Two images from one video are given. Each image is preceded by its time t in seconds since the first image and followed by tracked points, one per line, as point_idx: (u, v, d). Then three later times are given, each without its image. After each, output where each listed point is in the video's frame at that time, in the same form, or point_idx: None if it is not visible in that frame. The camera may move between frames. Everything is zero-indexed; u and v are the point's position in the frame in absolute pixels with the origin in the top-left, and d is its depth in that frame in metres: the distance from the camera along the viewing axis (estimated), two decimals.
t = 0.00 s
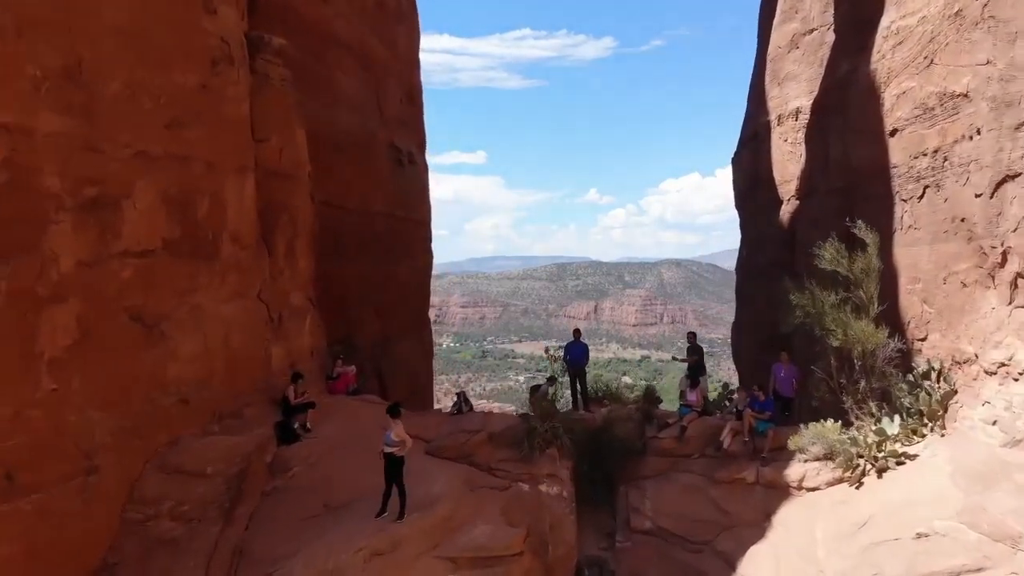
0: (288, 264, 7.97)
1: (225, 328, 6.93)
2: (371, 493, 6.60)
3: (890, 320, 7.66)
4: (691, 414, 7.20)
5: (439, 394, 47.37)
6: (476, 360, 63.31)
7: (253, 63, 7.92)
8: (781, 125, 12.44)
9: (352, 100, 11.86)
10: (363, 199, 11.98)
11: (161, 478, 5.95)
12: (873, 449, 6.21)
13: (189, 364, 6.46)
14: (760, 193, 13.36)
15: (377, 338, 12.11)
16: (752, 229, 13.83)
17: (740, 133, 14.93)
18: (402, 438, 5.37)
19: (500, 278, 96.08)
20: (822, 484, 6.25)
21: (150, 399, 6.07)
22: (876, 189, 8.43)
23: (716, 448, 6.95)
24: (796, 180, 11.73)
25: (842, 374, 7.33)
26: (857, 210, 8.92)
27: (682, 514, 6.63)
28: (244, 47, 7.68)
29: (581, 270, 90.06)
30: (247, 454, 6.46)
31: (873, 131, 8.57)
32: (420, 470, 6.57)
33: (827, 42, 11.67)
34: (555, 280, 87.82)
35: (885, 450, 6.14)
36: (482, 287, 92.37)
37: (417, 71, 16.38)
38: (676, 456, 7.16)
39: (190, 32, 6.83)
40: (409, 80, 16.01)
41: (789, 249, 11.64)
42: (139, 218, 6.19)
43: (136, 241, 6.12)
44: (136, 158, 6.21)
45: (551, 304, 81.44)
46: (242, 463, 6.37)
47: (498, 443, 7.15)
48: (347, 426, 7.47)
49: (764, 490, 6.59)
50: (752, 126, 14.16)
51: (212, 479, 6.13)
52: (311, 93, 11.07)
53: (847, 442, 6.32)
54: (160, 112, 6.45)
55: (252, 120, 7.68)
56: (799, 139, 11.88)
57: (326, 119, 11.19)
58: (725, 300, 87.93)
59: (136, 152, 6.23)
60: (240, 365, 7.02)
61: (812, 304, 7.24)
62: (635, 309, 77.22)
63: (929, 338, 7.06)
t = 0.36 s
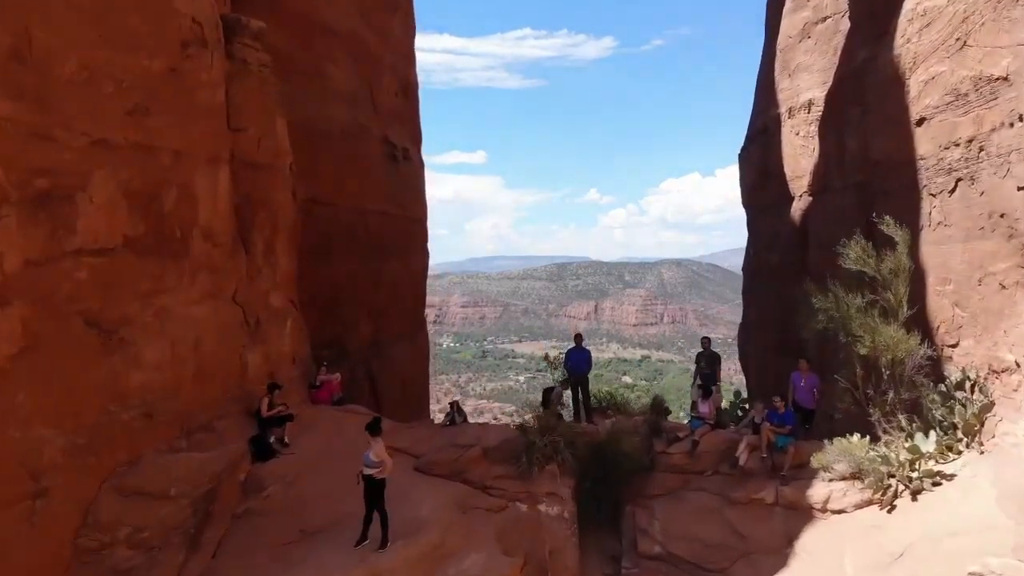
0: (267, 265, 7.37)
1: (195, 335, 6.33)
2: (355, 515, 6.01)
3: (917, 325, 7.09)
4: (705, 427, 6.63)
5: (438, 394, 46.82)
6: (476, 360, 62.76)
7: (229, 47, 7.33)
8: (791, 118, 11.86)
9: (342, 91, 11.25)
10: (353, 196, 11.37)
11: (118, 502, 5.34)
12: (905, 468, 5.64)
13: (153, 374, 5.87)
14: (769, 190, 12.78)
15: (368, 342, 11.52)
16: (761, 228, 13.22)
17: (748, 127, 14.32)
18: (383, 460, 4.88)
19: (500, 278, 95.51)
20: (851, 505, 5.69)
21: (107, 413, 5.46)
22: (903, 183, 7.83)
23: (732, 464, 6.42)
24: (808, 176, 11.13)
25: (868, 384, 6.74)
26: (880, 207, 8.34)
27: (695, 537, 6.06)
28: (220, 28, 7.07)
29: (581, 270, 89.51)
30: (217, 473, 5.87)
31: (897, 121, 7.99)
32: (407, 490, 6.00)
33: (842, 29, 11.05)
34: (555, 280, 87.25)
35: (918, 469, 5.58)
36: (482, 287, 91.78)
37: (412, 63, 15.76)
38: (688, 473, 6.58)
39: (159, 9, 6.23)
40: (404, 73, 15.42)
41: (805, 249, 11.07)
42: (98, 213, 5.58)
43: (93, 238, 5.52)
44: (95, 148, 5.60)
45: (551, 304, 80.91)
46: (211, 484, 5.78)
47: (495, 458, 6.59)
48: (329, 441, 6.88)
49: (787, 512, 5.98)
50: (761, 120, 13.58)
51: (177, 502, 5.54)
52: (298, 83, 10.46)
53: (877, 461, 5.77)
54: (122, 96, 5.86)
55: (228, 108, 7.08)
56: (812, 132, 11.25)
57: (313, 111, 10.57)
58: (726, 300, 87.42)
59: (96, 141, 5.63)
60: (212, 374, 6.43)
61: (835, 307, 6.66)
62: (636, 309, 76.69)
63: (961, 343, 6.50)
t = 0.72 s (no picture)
0: (241, 264, 6.71)
1: (156, 342, 5.67)
2: (331, 546, 5.38)
3: (954, 332, 6.45)
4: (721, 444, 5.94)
5: (436, 394, 46.21)
6: (475, 360, 62.15)
7: (199, 27, 6.69)
8: (805, 110, 11.21)
9: (329, 79, 10.58)
10: (341, 191, 10.71)
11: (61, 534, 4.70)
12: (949, 493, 5.01)
13: (105, 387, 5.21)
14: (780, 186, 12.13)
15: (357, 347, 10.85)
16: (772, 226, 12.56)
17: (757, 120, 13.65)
18: (357, 489, 4.28)
19: (500, 277, 94.92)
20: (887, 535, 5.06)
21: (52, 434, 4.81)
22: (936, 175, 7.17)
23: (751, 486, 5.79)
24: (824, 170, 10.47)
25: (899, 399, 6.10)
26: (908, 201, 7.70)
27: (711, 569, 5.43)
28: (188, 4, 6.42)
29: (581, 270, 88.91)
30: (177, 498, 5.22)
31: (928, 108, 7.35)
32: (390, 515, 5.39)
33: (859, 15, 10.25)
34: (555, 280, 86.64)
35: (965, 494, 4.95)
36: (482, 286, 91.15)
37: (406, 54, 15.09)
38: (704, 495, 5.94)
39: None
40: (400, 63, 14.78)
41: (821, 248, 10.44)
42: (42, 207, 4.92)
43: (36, 235, 4.86)
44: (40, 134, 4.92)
45: (552, 304, 80.29)
46: (170, 511, 5.13)
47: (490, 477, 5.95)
48: (307, 459, 6.23)
49: (816, 542, 5.33)
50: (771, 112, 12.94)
51: (130, 533, 4.90)
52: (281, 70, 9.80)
53: (918, 485, 5.12)
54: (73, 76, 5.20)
55: (195, 91, 6.41)
56: (828, 124, 10.58)
57: (299, 100, 9.91)
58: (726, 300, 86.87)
59: (42, 126, 4.96)
60: (176, 387, 5.80)
61: (865, 312, 6.02)
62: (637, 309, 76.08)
63: (1006, 351, 5.89)
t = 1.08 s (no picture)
0: (211, 264, 6.14)
1: (110, 350, 5.09)
2: None
3: (995, 339, 5.86)
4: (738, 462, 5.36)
5: (436, 395, 45.65)
6: (477, 360, 61.65)
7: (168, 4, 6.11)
8: (819, 101, 10.60)
9: (319, 68, 10.00)
10: (330, 186, 10.12)
11: None
12: (1000, 523, 4.45)
13: (51, 401, 4.63)
14: (793, 182, 11.55)
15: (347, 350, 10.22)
16: (783, 225, 11.97)
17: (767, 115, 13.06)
18: (327, 522, 3.75)
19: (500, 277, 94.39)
20: (931, 569, 4.50)
21: None
22: (972, 165, 6.56)
23: (774, 510, 5.22)
24: (841, 164, 9.86)
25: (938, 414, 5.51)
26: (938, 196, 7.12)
27: None
28: None
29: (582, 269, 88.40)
30: (131, 526, 4.59)
31: (961, 95, 6.78)
32: (370, 546, 4.85)
33: None
34: (555, 280, 86.09)
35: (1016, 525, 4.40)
36: (482, 286, 90.57)
37: (401, 47, 14.52)
38: (722, 520, 5.35)
39: None
40: (395, 55, 14.21)
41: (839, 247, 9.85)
42: None
43: None
44: None
45: (552, 304, 79.76)
46: (121, 543, 4.50)
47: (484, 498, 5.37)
48: (282, 479, 5.63)
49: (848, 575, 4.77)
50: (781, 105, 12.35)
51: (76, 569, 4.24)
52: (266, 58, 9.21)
53: (965, 513, 4.56)
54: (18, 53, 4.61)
55: (160, 74, 5.83)
56: (844, 115, 9.99)
57: (284, 89, 9.33)
58: (727, 300, 86.37)
59: None
60: (134, 400, 5.22)
61: (902, 316, 5.44)
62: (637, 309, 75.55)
63: None
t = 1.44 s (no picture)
0: (168, 265, 5.42)
1: (42, 364, 4.42)
2: None
3: None
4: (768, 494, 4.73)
5: (435, 395, 44.99)
6: (476, 360, 61.04)
7: None
8: (837, 91, 9.90)
9: (303, 54, 9.32)
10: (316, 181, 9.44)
11: None
12: None
13: None
14: (809, 176, 10.85)
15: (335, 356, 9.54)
16: (797, 223, 11.28)
17: (779, 106, 12.37)
18: None
19: (501, 277, 93.84)
20: None
21: None
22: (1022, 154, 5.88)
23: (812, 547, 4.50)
24: (863, 156, 9.17)
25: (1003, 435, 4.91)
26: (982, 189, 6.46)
27: None
28: None
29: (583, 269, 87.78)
30: (59, 571, 3.97)
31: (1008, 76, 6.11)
32: None
33: None
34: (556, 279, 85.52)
35: None
36: (483, 286, 89.98)
37: (395, 35, 13.83)
38: (745, 558, 4.71)
39: None
40: (390, 44, 13.54)
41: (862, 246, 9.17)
42: None
43: None
44: None
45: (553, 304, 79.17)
46: None
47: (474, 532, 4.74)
48: (246, 509, 4.97)
49: None
50: (794, 96, 11.62)
51: None
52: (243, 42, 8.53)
53: None
54: None
55: (108, 51, 5.14)
56: (866, 104, 9.33)
57: (264, 76, 8.64)
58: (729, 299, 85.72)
59: None
60: (72, 420, 4.57)
61: (958, 324, 4.91)
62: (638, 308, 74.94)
63: None
